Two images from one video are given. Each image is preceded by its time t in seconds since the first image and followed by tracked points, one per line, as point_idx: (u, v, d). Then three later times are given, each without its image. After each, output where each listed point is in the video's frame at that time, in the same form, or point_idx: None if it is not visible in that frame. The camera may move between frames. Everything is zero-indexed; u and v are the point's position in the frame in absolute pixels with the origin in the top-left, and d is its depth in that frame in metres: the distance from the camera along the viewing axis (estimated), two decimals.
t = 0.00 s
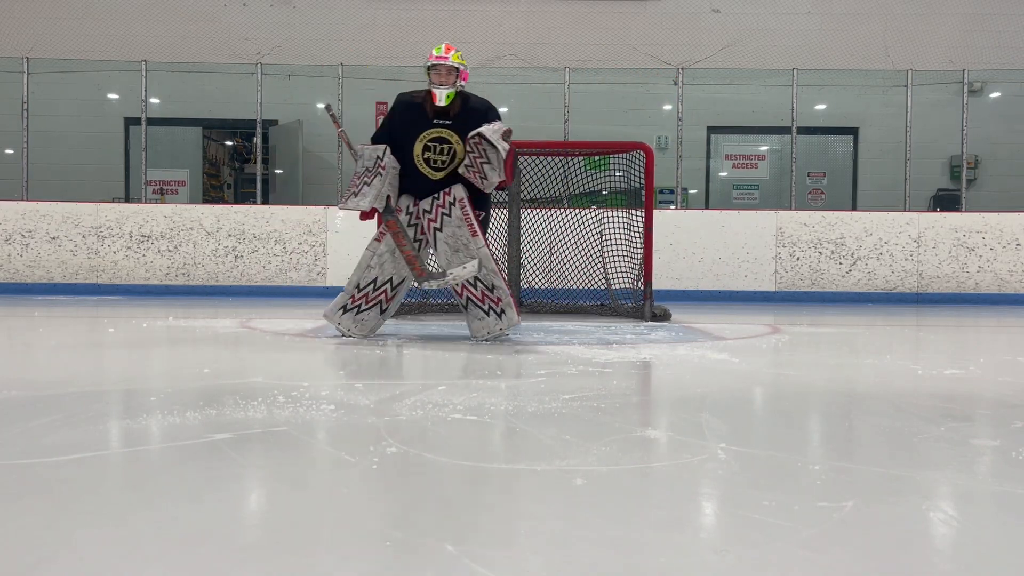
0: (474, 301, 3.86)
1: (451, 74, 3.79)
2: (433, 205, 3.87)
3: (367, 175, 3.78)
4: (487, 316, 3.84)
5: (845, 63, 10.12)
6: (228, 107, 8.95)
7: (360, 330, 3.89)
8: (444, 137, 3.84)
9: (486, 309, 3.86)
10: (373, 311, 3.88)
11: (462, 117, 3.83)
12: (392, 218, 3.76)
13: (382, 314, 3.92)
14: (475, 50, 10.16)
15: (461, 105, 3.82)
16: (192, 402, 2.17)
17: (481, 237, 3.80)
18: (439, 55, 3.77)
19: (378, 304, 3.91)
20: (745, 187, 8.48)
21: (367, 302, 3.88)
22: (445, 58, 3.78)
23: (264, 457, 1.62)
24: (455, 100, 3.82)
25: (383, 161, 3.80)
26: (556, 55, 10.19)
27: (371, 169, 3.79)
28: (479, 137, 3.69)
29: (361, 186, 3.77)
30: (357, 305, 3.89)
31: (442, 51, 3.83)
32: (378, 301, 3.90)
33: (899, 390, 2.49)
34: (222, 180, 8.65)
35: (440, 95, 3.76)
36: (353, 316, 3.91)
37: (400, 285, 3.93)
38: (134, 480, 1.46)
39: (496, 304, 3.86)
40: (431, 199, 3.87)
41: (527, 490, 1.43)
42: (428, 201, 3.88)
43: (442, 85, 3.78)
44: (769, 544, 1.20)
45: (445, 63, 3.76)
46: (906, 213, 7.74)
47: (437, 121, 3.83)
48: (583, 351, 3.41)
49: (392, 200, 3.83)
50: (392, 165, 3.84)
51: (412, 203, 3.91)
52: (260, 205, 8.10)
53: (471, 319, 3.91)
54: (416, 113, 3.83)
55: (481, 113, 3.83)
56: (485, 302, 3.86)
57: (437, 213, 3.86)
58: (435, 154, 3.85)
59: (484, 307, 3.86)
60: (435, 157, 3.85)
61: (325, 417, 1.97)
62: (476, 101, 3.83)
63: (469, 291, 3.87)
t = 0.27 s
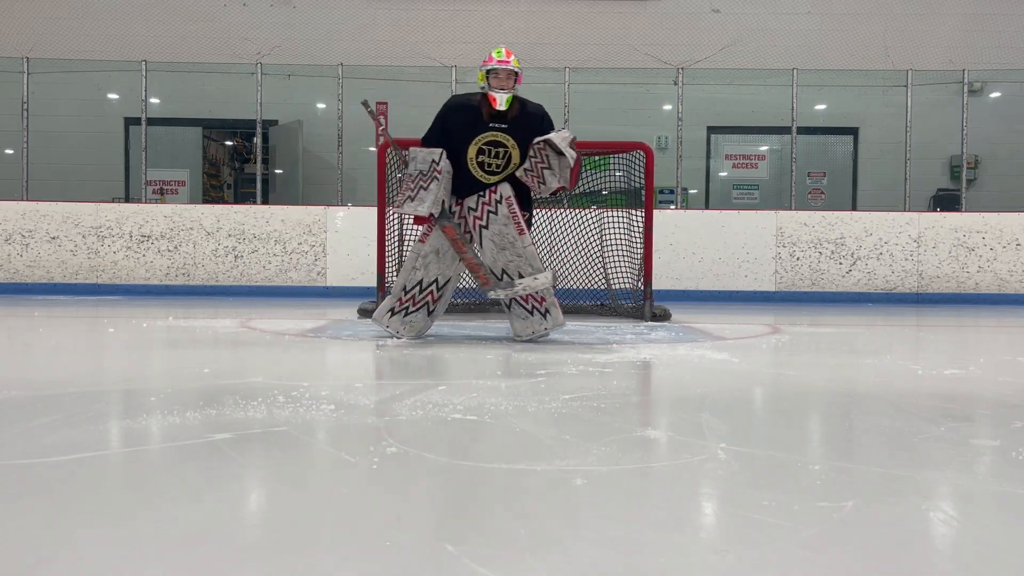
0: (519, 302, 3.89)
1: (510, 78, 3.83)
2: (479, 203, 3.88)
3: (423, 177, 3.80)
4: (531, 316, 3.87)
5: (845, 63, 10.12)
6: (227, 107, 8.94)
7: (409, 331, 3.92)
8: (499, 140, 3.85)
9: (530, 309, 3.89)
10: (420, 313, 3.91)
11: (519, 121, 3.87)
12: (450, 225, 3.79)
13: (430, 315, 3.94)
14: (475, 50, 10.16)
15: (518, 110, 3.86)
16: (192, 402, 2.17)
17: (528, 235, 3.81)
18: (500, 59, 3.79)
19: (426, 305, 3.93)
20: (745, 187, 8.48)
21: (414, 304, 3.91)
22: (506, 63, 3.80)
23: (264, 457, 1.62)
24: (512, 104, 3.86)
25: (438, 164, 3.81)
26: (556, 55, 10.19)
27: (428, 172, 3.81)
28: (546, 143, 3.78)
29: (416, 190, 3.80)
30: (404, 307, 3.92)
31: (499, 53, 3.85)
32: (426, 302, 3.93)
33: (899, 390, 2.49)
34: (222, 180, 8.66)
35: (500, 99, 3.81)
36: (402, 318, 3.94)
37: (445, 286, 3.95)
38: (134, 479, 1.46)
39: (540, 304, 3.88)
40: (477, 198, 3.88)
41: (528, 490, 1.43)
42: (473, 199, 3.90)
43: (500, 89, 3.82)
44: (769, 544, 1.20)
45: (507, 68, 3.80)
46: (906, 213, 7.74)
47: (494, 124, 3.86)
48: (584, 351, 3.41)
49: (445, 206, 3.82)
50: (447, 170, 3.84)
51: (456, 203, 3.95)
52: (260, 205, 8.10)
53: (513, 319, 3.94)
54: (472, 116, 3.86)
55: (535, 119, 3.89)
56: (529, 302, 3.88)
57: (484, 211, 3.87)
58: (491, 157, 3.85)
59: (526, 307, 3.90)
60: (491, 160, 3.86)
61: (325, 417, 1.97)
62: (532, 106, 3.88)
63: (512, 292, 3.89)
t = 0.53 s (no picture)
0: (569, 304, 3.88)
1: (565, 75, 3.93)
2: (531, 204, 3.93)
3: (480, 175, 3.84)
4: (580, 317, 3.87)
5: (845, 63, 10.12)
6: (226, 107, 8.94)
7: (476, 327, 3.84)
8: (555, 135, 3.92)
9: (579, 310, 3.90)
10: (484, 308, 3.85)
11: (572, 116, 3.95)
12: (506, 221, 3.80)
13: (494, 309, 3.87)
14: (475, 50, 10.17)
15: (572, 105, 3.93)
16: (193, 402, 2.17)
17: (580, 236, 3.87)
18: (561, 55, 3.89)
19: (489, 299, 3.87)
20: (744, 187, 8.47)
21: (476, 300, 3.85)
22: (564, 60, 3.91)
23: (263, 457, 1.62)
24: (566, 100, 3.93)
25: (494, 161, 3.86)
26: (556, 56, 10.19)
27: (484, 169, 3.86)
28: (604, 145, 3.91)
29: (474, 187, 3.83)
30: (465, 306, 3.86)
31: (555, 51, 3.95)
32: (488, 297, 3.87)
33: (900, 390, 2.49)
34: (222, 180, 8.67)
35: (557, 94, 3.89)
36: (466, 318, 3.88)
37: (507, 278, 3.92)
38: (134, 480, 1.46)
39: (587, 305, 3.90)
40: (530, 198, 3.93)
41: (528, 490, 1.43)
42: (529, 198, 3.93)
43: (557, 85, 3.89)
44: (769, 544, 1.19)
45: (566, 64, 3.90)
46: (906, 213, 7.74)
47: (549, 119, 3.92)
48: (585, 351, 3.41)
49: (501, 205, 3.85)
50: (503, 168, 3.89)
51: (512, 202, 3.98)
52: (260, 205, 8.10)
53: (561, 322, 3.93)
54: (528, 111, 3.90)
55: (587, 115, 3.97)
56: (579, 303, 3.89)
57: (538, 212, 3.92)
58: (546, 152, 3.92)
59: (575, 308, 3.89)
60: (546, 155, 3.92)
61: (325, 417, 1.97)
62: (584, 102, 3.97)
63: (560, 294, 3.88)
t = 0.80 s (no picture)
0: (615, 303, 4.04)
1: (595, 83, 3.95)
2: (581, 210, 4.01)
3: (523, 180, 3.86)
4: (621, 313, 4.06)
5: (845, 63, 10.12)
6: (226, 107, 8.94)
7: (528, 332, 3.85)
8: (586, 141, 3.96)
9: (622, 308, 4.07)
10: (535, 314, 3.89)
11: (601, 122, 3.98)
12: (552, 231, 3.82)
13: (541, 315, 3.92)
14: (475, 50, 10.17)
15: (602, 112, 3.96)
16: (193, 402, 2.17)
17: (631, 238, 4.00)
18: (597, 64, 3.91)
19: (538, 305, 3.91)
20: (745, 187, 8.47)
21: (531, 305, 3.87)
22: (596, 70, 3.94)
23: (263, 458, 1.62)
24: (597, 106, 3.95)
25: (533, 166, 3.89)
26: (555, 56, 10.20)
27: (524, 174, 3.87)
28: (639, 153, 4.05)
29: (518, 194, 3.85)
30: (519, 309, 3.86)
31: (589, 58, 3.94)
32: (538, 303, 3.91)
33: (900, 390, 2.49)
34: (222, 180, 8.67)
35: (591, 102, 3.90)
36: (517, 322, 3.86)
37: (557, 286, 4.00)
38: (133, 480, 1.46)
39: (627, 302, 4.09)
40: (578, 203, 4.01)
41: (528, 490, 1.43)
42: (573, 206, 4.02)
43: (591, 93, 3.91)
44: (769, 544, 1.19)
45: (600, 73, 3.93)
46: (906, 213, 7.74)
47: (580, 125, 3.94)
48: (585, 351, 3.41)
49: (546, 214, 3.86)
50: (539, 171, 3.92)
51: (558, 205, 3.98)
52: (261, 205, 8.10)
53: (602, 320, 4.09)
54: (560, 117, 3.91)
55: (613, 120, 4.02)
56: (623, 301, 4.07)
57: (589, 217, 4.00)
58: (577, 158, 3.96)
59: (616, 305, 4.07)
60: (577, 162, 3.97)
61: (325, 417, 1.97)
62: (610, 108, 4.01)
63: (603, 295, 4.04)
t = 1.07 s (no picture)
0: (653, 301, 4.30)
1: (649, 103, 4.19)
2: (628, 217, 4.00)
3: (607, 188, 3.84)
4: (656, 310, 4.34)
5: (845, 63, 10.12)
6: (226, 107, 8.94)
7: (528, 332, 3.81)
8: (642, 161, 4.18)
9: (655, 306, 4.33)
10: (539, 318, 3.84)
11: (654, 145, 4.24)
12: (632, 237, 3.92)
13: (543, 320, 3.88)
14: (475, 50, 10.17)
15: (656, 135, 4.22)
16: (193, 402, 2.17)
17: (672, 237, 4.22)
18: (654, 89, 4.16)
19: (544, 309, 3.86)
20: (745, 188, 8.51)
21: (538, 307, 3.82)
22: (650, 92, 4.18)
23: (263, 458, 1.62)
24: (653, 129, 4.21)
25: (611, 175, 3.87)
26: (555, 56, 10.20)
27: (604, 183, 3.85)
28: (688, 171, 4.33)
29: (605, 202, 3.83)
30: (527, 307, 3.81)
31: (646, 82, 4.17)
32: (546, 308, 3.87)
33: (900, 390, 2.50)
34: (222, 180, 8.72)
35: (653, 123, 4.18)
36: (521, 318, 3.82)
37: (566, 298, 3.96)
38: (134, 480, 1.46)
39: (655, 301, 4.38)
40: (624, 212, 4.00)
41: (528, 490, 1.43)
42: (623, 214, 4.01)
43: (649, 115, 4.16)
44: (769, 544, 1.19)
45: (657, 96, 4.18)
46: (906, 213, 7.74)
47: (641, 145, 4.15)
48: (585, 350, 3.40)
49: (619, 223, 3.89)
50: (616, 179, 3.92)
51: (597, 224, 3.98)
52: (261, 205, 8.10)
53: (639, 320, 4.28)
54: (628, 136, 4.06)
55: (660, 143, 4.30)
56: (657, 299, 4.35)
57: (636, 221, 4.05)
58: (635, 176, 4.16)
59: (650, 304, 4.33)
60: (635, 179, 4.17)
61: (326, 417, 1.97)
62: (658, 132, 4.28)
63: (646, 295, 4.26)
